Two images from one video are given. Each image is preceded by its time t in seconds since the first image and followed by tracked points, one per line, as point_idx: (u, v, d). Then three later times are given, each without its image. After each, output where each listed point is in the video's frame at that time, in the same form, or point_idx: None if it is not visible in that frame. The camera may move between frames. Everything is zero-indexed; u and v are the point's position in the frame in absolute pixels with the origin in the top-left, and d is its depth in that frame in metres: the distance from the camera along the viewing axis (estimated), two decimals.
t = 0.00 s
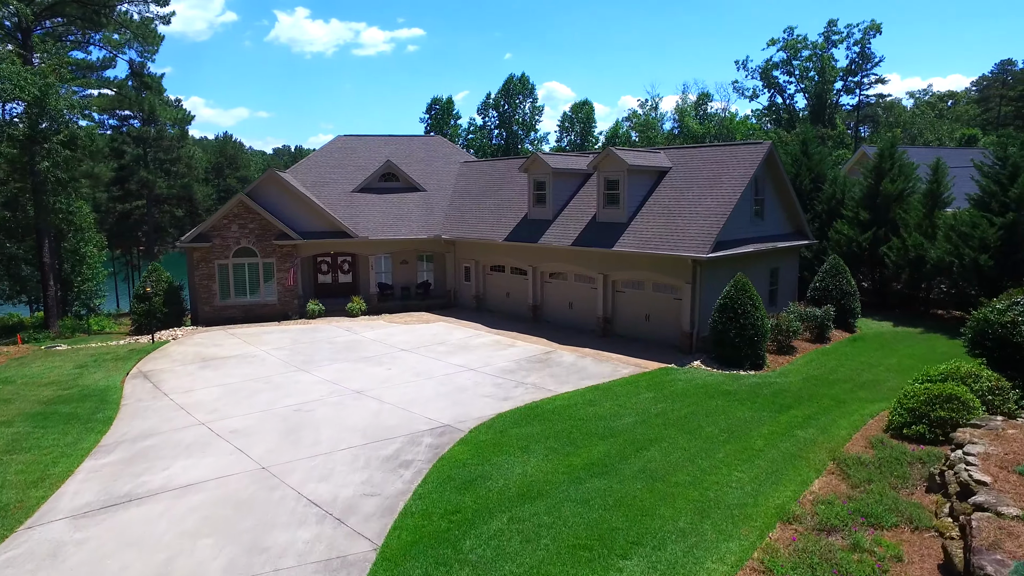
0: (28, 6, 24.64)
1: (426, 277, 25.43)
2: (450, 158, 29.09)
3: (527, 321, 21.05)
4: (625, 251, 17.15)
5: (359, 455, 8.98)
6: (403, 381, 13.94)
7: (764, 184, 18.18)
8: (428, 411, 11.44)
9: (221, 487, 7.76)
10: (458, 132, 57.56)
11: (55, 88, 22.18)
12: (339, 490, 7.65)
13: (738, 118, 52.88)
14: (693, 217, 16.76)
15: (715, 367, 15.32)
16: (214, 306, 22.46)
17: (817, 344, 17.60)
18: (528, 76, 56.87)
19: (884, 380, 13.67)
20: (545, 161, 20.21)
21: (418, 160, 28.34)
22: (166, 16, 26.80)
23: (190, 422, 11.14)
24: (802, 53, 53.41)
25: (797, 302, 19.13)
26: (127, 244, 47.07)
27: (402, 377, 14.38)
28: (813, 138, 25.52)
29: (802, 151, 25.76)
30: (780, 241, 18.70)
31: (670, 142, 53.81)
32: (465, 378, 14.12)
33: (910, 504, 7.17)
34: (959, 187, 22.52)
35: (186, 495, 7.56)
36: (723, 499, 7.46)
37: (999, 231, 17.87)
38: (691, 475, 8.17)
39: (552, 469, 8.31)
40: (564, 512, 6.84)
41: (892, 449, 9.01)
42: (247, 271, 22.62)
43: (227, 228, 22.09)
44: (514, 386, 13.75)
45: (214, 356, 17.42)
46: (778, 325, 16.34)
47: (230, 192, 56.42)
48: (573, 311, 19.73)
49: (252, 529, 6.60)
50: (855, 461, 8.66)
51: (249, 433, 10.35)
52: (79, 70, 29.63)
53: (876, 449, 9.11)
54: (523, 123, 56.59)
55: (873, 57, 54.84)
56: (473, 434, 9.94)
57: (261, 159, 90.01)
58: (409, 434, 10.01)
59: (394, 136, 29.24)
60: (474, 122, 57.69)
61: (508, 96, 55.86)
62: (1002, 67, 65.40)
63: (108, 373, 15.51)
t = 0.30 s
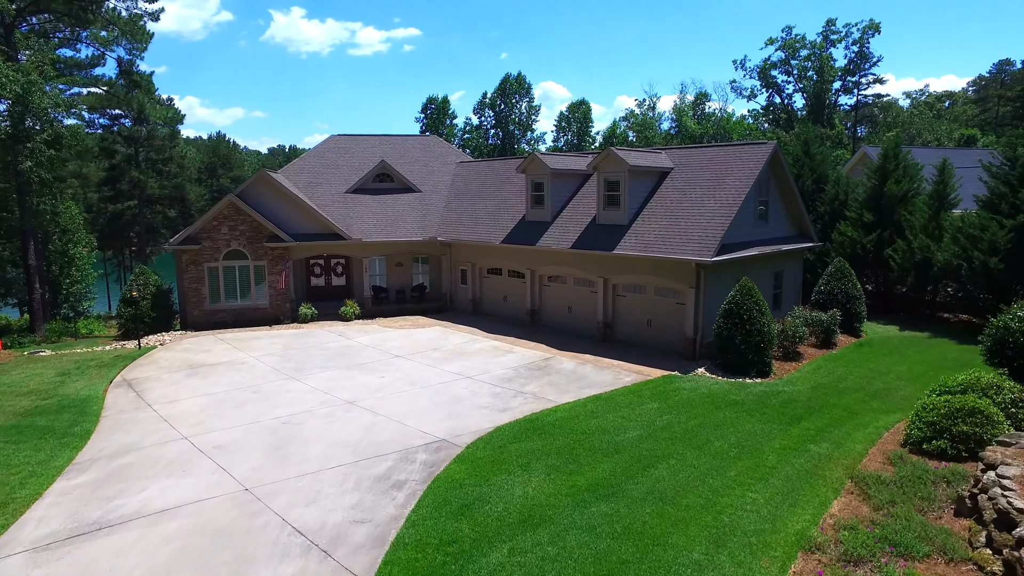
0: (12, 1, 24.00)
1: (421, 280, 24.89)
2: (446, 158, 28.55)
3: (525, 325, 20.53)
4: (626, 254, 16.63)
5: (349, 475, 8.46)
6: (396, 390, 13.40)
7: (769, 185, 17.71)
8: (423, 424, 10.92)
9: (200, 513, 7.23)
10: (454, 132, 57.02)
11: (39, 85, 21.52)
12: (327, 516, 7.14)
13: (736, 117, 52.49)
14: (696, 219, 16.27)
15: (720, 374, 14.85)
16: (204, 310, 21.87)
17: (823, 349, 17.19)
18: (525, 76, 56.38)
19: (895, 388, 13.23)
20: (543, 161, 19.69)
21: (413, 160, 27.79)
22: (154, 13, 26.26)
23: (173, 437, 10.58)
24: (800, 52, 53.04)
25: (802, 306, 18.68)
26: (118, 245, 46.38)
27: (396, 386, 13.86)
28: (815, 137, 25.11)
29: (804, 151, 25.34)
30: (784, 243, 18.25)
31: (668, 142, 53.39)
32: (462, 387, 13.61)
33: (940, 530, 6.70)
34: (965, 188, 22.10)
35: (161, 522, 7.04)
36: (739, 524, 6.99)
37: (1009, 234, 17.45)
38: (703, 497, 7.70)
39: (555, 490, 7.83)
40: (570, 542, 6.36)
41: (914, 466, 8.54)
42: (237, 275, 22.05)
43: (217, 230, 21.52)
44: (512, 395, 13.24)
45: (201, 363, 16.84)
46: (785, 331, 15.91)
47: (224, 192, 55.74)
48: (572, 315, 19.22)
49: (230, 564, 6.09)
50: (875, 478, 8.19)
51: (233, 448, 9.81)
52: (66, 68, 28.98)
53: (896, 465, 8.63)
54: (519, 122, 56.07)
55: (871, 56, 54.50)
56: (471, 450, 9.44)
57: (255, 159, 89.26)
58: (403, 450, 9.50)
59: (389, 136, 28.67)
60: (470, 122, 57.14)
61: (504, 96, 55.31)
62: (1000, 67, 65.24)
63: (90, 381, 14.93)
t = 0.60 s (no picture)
0: None
1: (418, 283, 24.13)
2: (443, 158, 27.99)
3: (524, 330, 19.97)
4: (629, 258, 16.08)
5: (338, 499, 7.92)
6: (390, 402, 12.83)
7: (775, 186, 17.20)
8: (417, 439, 10.37)
9: (175, 544, 6.67)
10: (450, 131, 56.49)
11: (21, 84, 20.88)
12: (312, 548, 6.60)
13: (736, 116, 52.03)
14: (701, 221, 15.72)
15: (727, 383, 14.34)
16: (193, 315, 21.28)
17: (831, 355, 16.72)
18: (522, 75, 55.87)
19: (910, 397, 12.71)
20: (543, 161, 19.12)
21: (409, 160, 27.22)
22: (143, 10, 25.63)
23: (152, 453, 9.99)
24: (799, 51, 52.63)
25: (809, 310, 18.19)
26: (110, 246, 45.71)
27: (390, 396, 13.30)
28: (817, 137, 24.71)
29: (807, 151, 24.99)
30: (791, 246, 17.75)
31: (666, 141, 52.92)
32: (459, 398, 13.05)
33: (978, 561, 6.15)
34: (973, 189, 21.63)
35: (132, 555, 6.49)
36: (760, 556, 6.48)
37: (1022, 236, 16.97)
38: (720, 523, 7.17)
39: (561, 515, 7.30)
40: None
41: (942, 485, 8.00)
42: (228, 278, 21.46)
43: (206, 233, 20.92)
44: (512, 405, 12.69)
45: (189, 370, 16.25)
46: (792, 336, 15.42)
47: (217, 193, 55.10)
48: (572, 320, 18.66)
49: None
50: (901, 499, 7.66)
51: (216, 467, 9.24)
52: (53, 66, 28.38)
53: (922, 485, 8.10)
54: (516, 122, 55.55)
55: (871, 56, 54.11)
56: (469, 469, 8.89)
57: (250, 160, 88.60)
58: (396, 470, 8.95)
59: (383, 136, 28.07)
60: (467, 122, 56.59)
61: (501, 95, 54.76)
62: (999, 67, 64.94)
63: (72, 391, 14.34)
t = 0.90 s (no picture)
0: None
1: (413, 286, 23.56)
2: (439, 158, 27.39)
3: (523, 335, 19.39)
4: (632, 261, 15.51)
5: (325, 527, 7.36)
6: (384, 414, 12.23)
7: (783, 187, 16.66)
8: (412, 457, 9.81)
9: None
10: (447, 131, 55.90)
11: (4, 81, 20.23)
12: None
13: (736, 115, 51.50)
14: (708, 223, 15.17)
15: (735, 392, 13.80)
16: (182, 320, 20.67)
17: (841, 361, 16.20)
18: (519, 74, 55.30)
19: (928, 407, 12.15)
20: (542, 161, 18.53)
21: (404, 160, 26.61)
22: (131, 7, 25.03)
23: (130, 473, 9.40)
24: (799, 50, 52.16)
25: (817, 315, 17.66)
26: (102, 247, 45.00)
27: (384, 408, 12.73)
28: (822, 137, 24.29)
29: (812, 151, 24.70)
30: (798, 249, 17.21)
31: (665, 141, 52.41)
32: (456, 410, 12.48)
33: None
34: (984, 189, 21.10)
35: None
36: None
37: None
38: (740, 556, 6.61)
39: (567, 548, 6.74)
40: None
41: (976, 508, 7.42)
42: (218, 282, 20.84)
43: (196, 235, 20.30)
44: (511, 417, 12.12)
45: (175, 379, 15.65)
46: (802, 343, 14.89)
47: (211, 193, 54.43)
48: (573, 326, 18.09)
49: None
50: (933, 525, 7.09)
51: (197, 488, 8.68)
52: (41, 64, 27.75)
53: (954, 507, 7.52)
54: (514, 122, 55.00)
55: (872, 54, 53.64)
56: (468, 491, 8.33)
57: (246, 160, 87.91)
58: (389, 493, 8.40)
59: (379, 135, 27.45)
60: (464, 122, 56.03)
61: (499, 94, 54.20)
62: (1000, 65, 64.51)
63: (52, 402, 13.74)
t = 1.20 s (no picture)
0: None
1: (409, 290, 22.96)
2: (436, 158, 26.77)
3: (523, 341, 18.79)
4: (636, 265, 14.92)
5: (311, 560, 6.78)
6: (378, 428, 11.62)
7: (792, 188, 16.08)
8: (406, 477, 9.21)
9: None
10: (444, 130, 55.24)
11: None
12: None
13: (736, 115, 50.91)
14: (715, 225, 14.59)
15: (745, 402, 13.22)
16: (171, 325, 20.02)
17: (852, 368, 15.63)
18: (517, 73, 54.71)
19: (950, 419, 11.55)
20: (542, 161, 17.93)
21: (401, 160, 25.99)
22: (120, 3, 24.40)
23: (104, 496, 8.78)
24: (800, 49, 51.63)
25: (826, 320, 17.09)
26: (94, 249, 44.23)
27: (378, 420, 12.13)
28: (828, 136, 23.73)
29: (817, 150, 24.10)
30: (808, 251, 16.64)
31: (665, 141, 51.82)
32: (454, 422, 11.87)
33: None
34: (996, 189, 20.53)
35: None
36: None
37: None
38: None
39: None
40: None
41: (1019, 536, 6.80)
42: (207, 286, 20.18)
43: (184, 238, 19.66)
44: (511, 430, 11.52)
45: (161, 388, 15.02)
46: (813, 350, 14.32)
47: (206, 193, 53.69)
48: (574, 331, 17.50)
49: None
50: (973, 557, 6.48)
51: (175, 513, 8.08)
52: (28, 61, 27.09)
53: (994, 536, 6.91)
54: (512, 121, 54.38)
55: (873, 53, 53.16)
56: (467, 517, 7.73)
57: (241, 160, 87.14)
58: (381, 518, 7.82)
59: (374, 135, 26.82)
60: (461, 121, 55.38)
61: (496, 93, 53.59)
62: (1001, 64, 64.02)
63: (29, 413, 13.11)
